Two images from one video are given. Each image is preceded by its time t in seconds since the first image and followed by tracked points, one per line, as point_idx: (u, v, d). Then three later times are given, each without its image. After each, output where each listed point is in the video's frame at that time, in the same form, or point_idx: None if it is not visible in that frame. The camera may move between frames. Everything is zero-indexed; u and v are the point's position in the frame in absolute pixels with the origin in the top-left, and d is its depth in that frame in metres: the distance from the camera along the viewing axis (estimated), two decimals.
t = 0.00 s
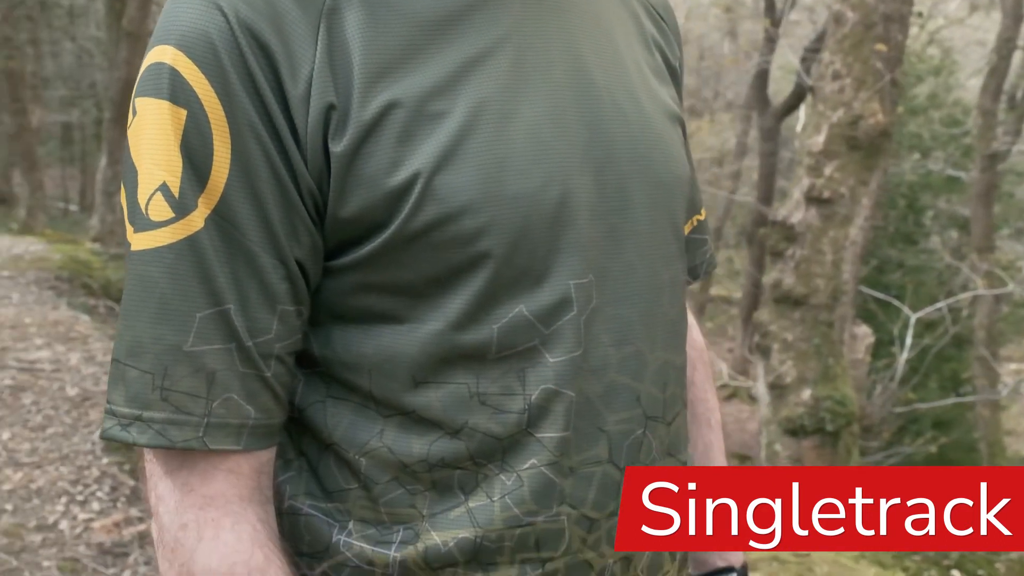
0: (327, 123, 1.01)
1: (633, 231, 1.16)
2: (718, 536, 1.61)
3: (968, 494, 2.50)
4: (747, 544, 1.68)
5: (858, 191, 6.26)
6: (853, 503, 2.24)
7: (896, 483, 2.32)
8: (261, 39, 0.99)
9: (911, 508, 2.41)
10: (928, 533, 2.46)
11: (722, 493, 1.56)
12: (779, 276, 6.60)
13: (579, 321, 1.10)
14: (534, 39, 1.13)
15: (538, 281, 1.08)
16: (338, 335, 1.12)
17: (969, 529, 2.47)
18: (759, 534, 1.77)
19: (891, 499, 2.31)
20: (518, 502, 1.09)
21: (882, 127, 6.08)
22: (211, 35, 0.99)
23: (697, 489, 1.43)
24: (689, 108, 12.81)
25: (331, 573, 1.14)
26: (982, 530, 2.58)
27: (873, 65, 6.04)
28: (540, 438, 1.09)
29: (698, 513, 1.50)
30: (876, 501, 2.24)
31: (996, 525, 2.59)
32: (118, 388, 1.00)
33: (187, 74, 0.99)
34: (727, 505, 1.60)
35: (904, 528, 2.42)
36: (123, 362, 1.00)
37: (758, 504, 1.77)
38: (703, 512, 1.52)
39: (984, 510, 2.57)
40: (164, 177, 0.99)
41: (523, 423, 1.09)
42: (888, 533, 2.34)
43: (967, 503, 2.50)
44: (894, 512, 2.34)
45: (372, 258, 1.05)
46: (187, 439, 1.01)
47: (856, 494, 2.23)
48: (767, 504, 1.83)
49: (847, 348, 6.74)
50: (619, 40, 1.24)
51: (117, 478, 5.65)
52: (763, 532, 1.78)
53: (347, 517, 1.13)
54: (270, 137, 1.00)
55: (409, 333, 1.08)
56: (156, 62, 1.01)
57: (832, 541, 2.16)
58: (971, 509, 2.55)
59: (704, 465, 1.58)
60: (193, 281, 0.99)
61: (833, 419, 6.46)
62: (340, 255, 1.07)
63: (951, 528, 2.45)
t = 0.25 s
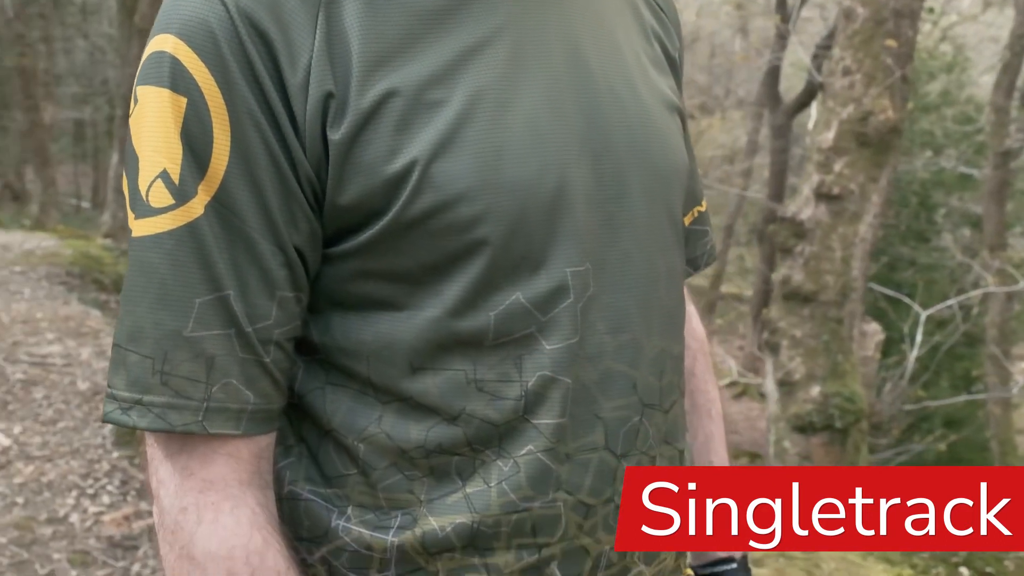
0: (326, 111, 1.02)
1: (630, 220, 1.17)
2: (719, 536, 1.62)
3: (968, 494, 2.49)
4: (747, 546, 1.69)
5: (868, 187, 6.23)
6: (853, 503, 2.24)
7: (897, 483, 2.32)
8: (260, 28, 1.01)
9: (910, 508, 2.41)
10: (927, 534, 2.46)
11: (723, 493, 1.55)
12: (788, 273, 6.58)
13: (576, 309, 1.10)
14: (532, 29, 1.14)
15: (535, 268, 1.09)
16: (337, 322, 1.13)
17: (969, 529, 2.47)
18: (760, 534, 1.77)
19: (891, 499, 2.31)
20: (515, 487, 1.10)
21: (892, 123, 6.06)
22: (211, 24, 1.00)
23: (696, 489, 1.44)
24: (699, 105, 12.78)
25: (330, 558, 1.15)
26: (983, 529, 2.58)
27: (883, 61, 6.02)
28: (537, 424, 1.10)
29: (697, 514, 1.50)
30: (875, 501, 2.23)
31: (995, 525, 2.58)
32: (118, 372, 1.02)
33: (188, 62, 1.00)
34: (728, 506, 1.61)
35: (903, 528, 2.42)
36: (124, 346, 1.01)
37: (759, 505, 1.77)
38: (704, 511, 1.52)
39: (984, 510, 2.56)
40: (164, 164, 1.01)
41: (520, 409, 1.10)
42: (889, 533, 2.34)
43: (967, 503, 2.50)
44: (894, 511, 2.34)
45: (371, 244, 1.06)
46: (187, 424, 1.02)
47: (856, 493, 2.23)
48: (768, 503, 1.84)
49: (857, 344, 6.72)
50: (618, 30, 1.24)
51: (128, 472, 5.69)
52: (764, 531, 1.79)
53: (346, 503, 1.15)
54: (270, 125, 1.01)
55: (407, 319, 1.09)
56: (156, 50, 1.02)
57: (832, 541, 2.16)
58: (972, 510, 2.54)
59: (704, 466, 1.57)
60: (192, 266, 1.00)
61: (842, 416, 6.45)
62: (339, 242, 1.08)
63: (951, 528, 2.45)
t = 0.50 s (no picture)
0: (324, 101, 1.02)
1: (627, 209, 1.17)
2: (719, 536, 1.62)
3: (967, 494, 2.51)
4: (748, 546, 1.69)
5: (877, 183, 6.21)
6: (853, 503, 2.25)
7: (898, 483, 2.33)
8: (258, 18, 1.02)
9: (911, 508, 2.42)
10: (927, 534, 2.47)
11: (722, 493, 1.56)
12: (797, 269, 6.56)
13: (573, 298, 1.11)
14: (530, 20, 1.14)
15: (531, 257, 1.10)
16: (336, 310, 1.14)
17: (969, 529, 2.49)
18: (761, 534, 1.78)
19: (891, 499, 2.32)
20: (511, 475, 1.10)
21: (902, 119, 6.04)
22: (210, 14, 1.01)
23: (697, 488, 1.44)
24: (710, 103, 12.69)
25: (329, 544, 1.16)
26: (983, 529, 2.59)
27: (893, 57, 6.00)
28: (533, 412, 1.10)
29: (697, 513, 1.49)
30: (876, 501, 2.24)
31: (995, 525, 2.60)
32: (118, 357, 1.02)
33: (187, 52, 1.01)
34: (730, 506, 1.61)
35: (904, 527, 2.42)
36: (124, 333, 1.02)
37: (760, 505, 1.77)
38: (705, 510, 1.52)
39: (984, 510, 2.57)
40: (164, 152, 1.02)
41: (516, 397, 1.10)
42: (890, 533, 2.34)
43: (967, 503, 2.52)
44: (894, 512, 2.35)
45: (368, 233, 1.07)
46: (186, 410, 1.03)
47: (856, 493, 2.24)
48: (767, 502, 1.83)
49: (866, 341, 6.69)
50: (617, 22, 1.25)
51: (137, 466, 5.73)
52: (763, 530, 1.79)
53: (345, 490, 1.16)
54: (268, 115, 1.02)
55: (405, 308, 1.10)
56: (156, 40, 1.03)
57: (832, 541, 2.16)
58: (971, 509, 2.56)
59: (704, 465, 1.57)
60: (192, 254, 1.01)
61: (851, 413, 6.43)
62: (338, 231, 1.09)
63: (950, 528, 2.47)
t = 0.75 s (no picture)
0: (321, 90, 1.03)
1: (624, 199, 1.18)
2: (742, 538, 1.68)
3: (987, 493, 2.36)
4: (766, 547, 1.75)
5: (886, 179, 6.19)
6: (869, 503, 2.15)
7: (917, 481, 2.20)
8: (256, 9, 1.03)
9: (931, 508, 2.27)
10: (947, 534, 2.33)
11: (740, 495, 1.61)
12: (805, 266, 6.54)
13: (569, 287, 1.12)
14: (527, 11, 1.15)
15: (528, 245, 1.10)
16: (334, 299, 1.14)
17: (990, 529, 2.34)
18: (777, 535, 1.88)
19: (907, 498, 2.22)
20: (507, 462, 1.11)
21: (910, 115, 6.02)
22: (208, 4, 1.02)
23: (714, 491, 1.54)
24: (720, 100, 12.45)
25: (327, 531, 1.17)
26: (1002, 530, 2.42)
27: (902, 52, 5.98)
28: (529, 398, 1.11)
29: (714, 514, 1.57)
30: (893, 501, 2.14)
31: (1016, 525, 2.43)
32: (117, 344, 1.03)
33: (186, 42, 1.02)
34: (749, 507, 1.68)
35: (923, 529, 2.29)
36: (123, 320, 1.03)
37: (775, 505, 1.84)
38: (708, 506, 1.52)
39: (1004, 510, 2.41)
40: (163, 141, 1.03)
41: (512, 385, 1.11)
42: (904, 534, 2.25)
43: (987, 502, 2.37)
44: (911, 512, 2.22)
45: (366, 221, 1.08)
46: (185, 396, 1.04)
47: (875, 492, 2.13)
48: (787, 501, 1.97)
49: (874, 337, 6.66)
50: (613, 13, 1.26)
51: (146, 460, 5.76)
52: (784, 528, 1.94)
53: (343, 477, 1.17)
54: (266, 104, 1.03)
55: (401, 296, 1.11)
56: (156, 31, 1.04)
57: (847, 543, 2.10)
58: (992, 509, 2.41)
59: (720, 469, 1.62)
60: (191, 242, 1.02)
61: (858, 410, 6.40)
62: (335, 220, 1.10)
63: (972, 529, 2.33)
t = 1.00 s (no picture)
0: (318, 77, 1.05)
1: (620, 189, 1.19)
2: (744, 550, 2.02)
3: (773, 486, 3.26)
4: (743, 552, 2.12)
5: (896, 174, 6.17)
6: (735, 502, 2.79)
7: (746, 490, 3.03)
8: None
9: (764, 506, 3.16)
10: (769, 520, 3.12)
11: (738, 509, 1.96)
12: (815, 261, 6.52)
13: (565, 274, 1.13)
14: None
15: (523, 232, 1.11)
16: (332, 285, 1.15)
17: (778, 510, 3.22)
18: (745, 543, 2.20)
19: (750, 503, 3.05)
20: (503, 447, 1.12)
21: (921, 109, 6.00)
22: None
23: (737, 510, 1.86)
24: (732, 96, 12.74)
25: (325, 516, 1.19)
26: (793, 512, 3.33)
27: (912, 47, 5.96)
28: (524, 385, 1.12)
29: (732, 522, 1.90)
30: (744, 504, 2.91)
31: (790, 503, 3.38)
32: (118, 329, 1.05)
33: (183, 28, 1.03)
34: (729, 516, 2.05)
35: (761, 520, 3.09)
36: (123, 305, 1.04)
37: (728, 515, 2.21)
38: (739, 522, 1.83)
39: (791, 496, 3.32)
40: (162, 129, 1.04)
41: (508, 371, 1.12)
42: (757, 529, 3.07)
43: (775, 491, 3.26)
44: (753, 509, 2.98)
45: (363, 209, 1.09)
46: (183, 380, 1.06)
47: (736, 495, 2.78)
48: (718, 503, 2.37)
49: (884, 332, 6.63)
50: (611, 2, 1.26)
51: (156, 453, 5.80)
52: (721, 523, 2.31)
53: (341, 462, 1.18)
54: (265, 93, 1.04)
55: (398, 283, 1.12)
56: (155, 19, 1.05)
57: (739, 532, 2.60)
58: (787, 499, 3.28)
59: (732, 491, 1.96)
60: (189, 229, 1.03)
61: (868, 405, 6.38)
62: (333, 207, 1.11)
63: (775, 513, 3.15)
